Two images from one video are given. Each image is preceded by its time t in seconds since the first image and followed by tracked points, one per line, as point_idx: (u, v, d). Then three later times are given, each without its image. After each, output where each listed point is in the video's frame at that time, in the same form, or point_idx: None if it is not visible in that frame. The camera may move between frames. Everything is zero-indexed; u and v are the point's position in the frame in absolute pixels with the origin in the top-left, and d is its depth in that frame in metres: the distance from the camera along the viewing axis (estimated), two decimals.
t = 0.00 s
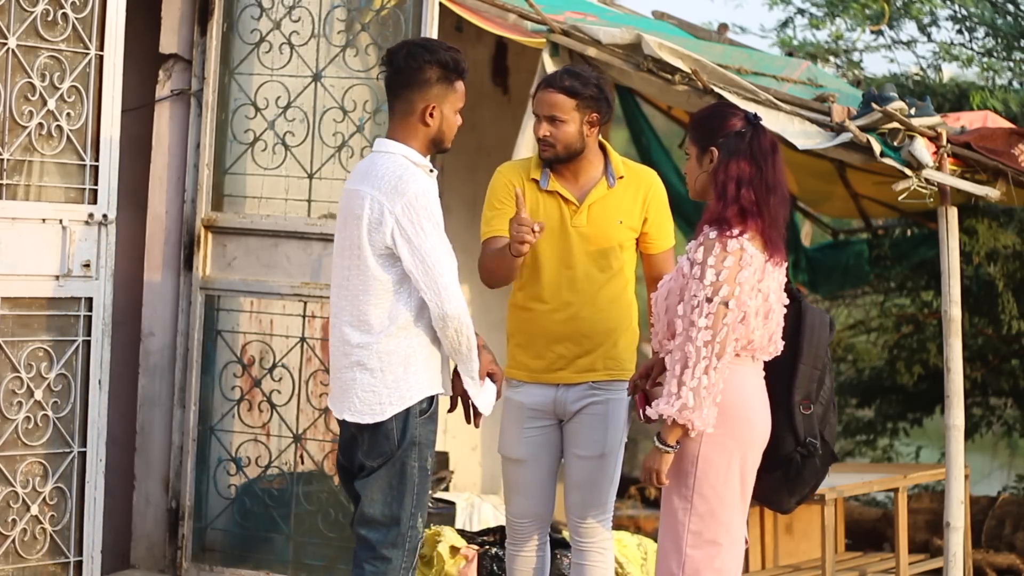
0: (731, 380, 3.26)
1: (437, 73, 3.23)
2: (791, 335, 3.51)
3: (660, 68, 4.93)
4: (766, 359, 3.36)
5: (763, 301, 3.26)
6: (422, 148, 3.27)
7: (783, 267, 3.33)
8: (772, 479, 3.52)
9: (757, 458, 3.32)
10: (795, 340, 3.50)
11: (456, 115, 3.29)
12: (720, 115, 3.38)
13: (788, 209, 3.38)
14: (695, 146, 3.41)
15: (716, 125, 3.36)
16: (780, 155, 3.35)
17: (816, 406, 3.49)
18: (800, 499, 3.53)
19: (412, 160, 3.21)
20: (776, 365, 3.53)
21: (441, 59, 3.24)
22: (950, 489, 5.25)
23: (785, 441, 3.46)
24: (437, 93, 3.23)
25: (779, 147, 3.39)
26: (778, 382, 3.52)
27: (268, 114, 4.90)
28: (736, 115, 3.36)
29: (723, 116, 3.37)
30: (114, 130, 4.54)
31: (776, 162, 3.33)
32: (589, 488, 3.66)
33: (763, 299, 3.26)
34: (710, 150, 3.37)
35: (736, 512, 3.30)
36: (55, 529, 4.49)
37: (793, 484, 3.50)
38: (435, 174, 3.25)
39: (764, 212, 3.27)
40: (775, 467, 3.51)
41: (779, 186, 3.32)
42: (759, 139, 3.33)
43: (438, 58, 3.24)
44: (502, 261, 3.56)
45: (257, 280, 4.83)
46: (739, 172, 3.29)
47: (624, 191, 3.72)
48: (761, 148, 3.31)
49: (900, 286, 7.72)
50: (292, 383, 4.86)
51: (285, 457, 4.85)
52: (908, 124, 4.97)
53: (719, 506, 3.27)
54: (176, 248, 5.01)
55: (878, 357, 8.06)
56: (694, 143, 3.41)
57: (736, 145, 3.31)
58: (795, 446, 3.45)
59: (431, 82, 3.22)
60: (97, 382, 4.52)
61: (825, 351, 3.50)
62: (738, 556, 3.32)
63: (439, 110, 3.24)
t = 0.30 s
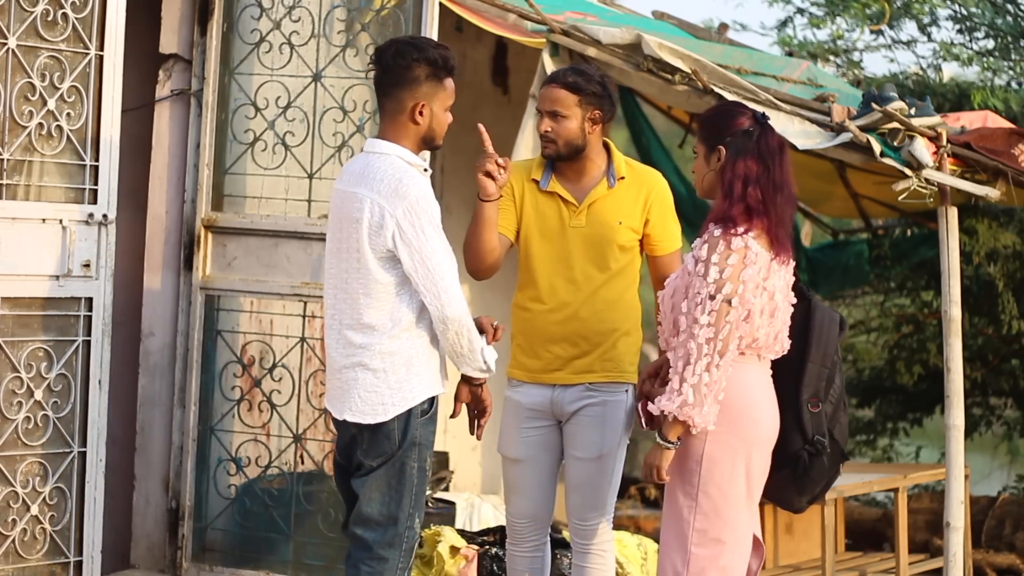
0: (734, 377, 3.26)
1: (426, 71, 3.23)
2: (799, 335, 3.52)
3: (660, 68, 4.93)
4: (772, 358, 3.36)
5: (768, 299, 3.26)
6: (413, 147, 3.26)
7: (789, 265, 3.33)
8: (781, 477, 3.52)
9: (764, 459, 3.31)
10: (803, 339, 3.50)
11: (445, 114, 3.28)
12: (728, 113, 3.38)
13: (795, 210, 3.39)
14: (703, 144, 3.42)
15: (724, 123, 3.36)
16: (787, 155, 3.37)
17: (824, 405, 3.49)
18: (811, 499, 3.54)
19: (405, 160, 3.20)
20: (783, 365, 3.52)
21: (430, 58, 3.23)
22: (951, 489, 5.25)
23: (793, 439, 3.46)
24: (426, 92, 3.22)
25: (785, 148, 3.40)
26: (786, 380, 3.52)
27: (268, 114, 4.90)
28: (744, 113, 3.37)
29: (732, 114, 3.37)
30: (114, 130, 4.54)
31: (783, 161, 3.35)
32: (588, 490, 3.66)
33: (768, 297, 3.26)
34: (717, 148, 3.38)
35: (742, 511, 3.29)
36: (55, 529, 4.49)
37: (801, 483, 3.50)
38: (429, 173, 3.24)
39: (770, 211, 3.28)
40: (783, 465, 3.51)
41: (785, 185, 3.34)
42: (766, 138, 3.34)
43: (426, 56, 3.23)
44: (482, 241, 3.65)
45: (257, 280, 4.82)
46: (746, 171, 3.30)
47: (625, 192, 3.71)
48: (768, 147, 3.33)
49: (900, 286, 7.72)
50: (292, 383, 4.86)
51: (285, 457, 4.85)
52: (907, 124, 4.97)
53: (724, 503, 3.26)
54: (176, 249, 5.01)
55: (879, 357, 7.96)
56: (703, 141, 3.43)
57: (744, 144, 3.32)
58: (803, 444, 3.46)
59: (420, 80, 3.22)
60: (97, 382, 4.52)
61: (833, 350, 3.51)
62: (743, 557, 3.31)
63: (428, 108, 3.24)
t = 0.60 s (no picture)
0: (746, 374, 3.27)
1: (426, 73, 3.22)
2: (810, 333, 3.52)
3: (660, 68, 4.92)
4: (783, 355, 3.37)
5: (778, 296, 3.27)
6: (406, 148, 3.27)
7: (799, 264, 3.34)
8: (795, 474, 3.53)
9: (775, 457, 3.32)
10: (816, 336, 3.50)
11: (440, 121, 3.26)
12: (738, 111, 3.38)
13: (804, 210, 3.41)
14: (713, 143, 3.42)
15: (735, 121, 3.36)
16: (797, 153, 3.38)
17: (838, 402, 3.49)
18: (825, 496, 3.57)
19: (400, 160, 3.20)
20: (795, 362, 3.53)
21: (432, 60, 3.23)
22: (951, 489, 5.24)
23: (808, 436, 3.47)
24: (421, 92, 3.21)
25: (795, 145, 3.41)
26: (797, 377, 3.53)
27: (268, 114, 4.90)
28: (753, 112, 3.36)
29: (741, 113, 3.37)
30: (115, 130, 4.54)
31: (793, 160, 3.35)
32: (587, 491, 3.67)
33: (778, 294, 3.27)
34: (727, 147, 3.38)
35: (754, 509, 3.30)
36: (55, 529, 4.49)
37: (816, 479, 3.51)
38: (424, 173, 3.24)
39: (781, 209, 3.28)
40: (797, 463, 3.52)
41: (796, 184, 3.34)
42: (777, 136, 3.34)
43: (429, 58, 3.23)
44: (484, 243, 3.68)
45: (257, 280, 4.82)
46: (756, 168, 3.30)
47: (628, 191, 3.69)
48: (778, 145, 3.33)
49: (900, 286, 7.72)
50: (292, 383, 4.86)
51: (285, 457, 4.85)
52: (907, 124, 4.97)
53: (735, 501, 3.27)
54: (176, 249, 5.01)
55: (878, 357, 7.98)
56: (712, 139, 3.42)
57: (754, 142, 3.32)
58: (817, 442, 3.46)
59: (417, 80, 3.22)
60: (97, 382, 4.52)
61: (846, 346, 3.50)
62: (755, 555, 3.31)
63: (420, 108, 3.23)
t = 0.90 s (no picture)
0: (758, 373, 3.29)
1: (426, 73, 3.22)
2: (821, 331, 3.52)
3: (660, 68, 4.92)
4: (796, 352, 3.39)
5: (791, 293, 3.29)
6: (408, 147, 3.26)
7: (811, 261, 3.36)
8: (809, 472, 3.56)
9: (784, 457, 3.33)
10: (827, 334, 3.51)
11: (441, 121, 3.25)
12: (747, 111, 3.38)
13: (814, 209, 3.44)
14: (724, 142, 3.41)
15: (744, 122, 3.36)
16: (807, 153, 3.41)
17: (850, 399, 3.50)
18: (837, 494, 3.58)
19: (401, 160, 3.20)
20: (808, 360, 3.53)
21: (430, 60, 3.23)
22: (951, 489, 5.24)
23: (820, 433, 3.48)
24: (420, 94, 3.21)
25: (805, 145, 3.44)
26: (809, 375, 3.53)
27: (269, 114, 4.90)
28: (762, 112, 3.37)
29: (751, 113, 3.37)
30: (115, 130, 4.54)
31: (804, 160, 3.39)
32: (587, 491, 3.68)
33: (791, 291, 3.29)
34: (739, 147, 3.37)
35: (764, 509, 3.31)
36: (55, 529, 4.49)
37: (829, 477, 3.54)
38: (426, 172, 3.23)
39: (794, 208, 3.31)
40: (810, 460, 3.55)
41: (807, 184, 3.39)
42: (788, 136, 3.37)
43: (427, 59, 3.23)
44: (490, 246, 3.68)
45: (257, 280, 4.82)
46: (770, 169, 3.32)
47: (630, 190, 3.68)
48: (790, 145, 3.36)
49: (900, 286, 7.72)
50: (292, 383, 4.86)
51: (285, 457, 4.85)
52: (908, 125, 4.97)
53: (744, 501, 3.28)
54: (176, 249, 5.01)
55: (878, 357, 7.98)
56: (723, 139, 3.41)
57: (767, 142, 3.34)
58: (830, 439, 3.48)
59: (416, 81, 3.21)
60: (97, 382, 4.52)
61: (857, 344, 3.51)
62: (765, 554, 3.33)
63: (421, 109, 3.23)
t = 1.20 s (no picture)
0: (768, 373, 3.30)
1: (436, 74, 3.22)
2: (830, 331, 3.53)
3: (660, 68, 4.92)
4: (807, 351, 3.39)
5: (800, 289, 3.31)
6: (416, 148, 3.26)
7: (818, 260, 3.37)
8: (821, 472, 3.55)
9: (791, 460, 3.33)
10: (836, 332, 3.52)
11: (450, 122, 3.26)
12: (756, 113, 3.37)
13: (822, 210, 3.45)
14: (732, 143, 3.40)
15: (753, 124, 3.36)
16: (815, 154, 3.43)
17: (861, 398, 3.52)
18: (848, 494, 3.58)
19: (409, 160, 3.20)
20: (819, 361, 3.53)
21: (441, 61, 3.22)
22: (951, 489, 5.23)
23: (832, 432, 3.49)
24: (430, 94, 3.21)
25: (813, 147, 3.46)
26: (819, 373, 3.53)
27: (269, 114, 4.90)
28: (771, 114, 3.37)
29: (760, 115, 3.36)
30: (115, 130, 4.54)
31: (812, 162, 3.41)
32: (584, 491, 3.70)
33: (800, 287, 3.30)
34: (749, 148, 3.36)
35: (767, 509, 3.32)
36: (55, 529, 4.49)
37: (842, 476, 3.54)
38: (433, 174, 3.24)
39: (803, 210, 3.34)
40: (823, 460, 3.54)
41: (816, 186, 3.41)
42: (797, 138, 3.38)
43: (437, 60, 3.22)
44: (484, 244, 3.71)
45: (257, 280, 4.83)
46: (780, 171, 3.34)
47: (626, 191, 3.68)
48: (799, 147, 3.38)
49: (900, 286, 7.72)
50: (292, 383, 4.86)
51: (285, 457, 4.85)
52: (908, 125, 4.97)
53: (747, 501, 3.30)
54: (176, 249, 5.01)
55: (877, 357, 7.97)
56: (732, 139, 3.40)
57: (777, 144, 3.35)
58: (843, 438, 3.48)
59: (427, 82, 3.22)
60: (97, 382, 4.52)
61: (866, 344, 3.54)
62: (765, 554, 3.34)
63: (430, 110, 3.23)
